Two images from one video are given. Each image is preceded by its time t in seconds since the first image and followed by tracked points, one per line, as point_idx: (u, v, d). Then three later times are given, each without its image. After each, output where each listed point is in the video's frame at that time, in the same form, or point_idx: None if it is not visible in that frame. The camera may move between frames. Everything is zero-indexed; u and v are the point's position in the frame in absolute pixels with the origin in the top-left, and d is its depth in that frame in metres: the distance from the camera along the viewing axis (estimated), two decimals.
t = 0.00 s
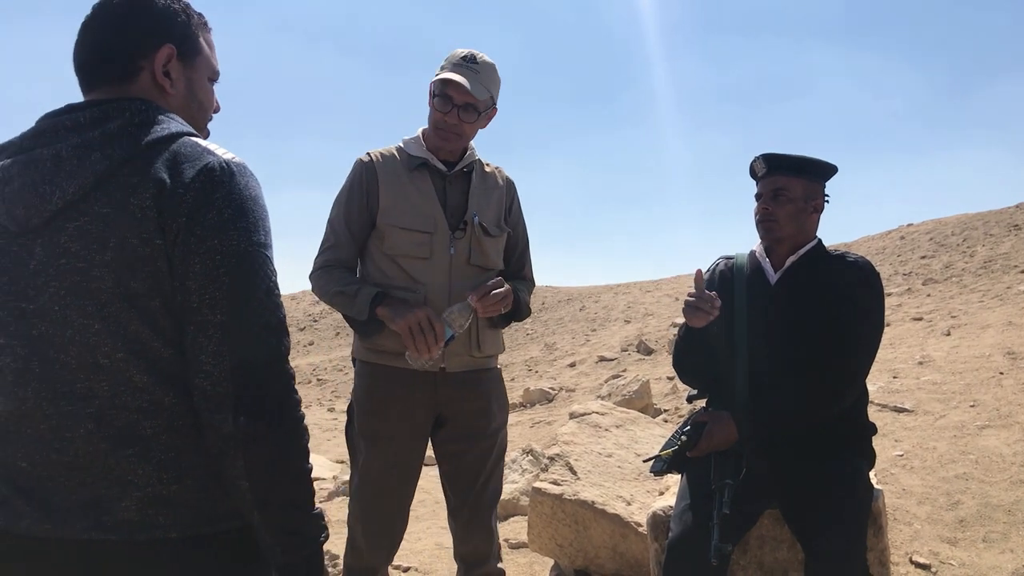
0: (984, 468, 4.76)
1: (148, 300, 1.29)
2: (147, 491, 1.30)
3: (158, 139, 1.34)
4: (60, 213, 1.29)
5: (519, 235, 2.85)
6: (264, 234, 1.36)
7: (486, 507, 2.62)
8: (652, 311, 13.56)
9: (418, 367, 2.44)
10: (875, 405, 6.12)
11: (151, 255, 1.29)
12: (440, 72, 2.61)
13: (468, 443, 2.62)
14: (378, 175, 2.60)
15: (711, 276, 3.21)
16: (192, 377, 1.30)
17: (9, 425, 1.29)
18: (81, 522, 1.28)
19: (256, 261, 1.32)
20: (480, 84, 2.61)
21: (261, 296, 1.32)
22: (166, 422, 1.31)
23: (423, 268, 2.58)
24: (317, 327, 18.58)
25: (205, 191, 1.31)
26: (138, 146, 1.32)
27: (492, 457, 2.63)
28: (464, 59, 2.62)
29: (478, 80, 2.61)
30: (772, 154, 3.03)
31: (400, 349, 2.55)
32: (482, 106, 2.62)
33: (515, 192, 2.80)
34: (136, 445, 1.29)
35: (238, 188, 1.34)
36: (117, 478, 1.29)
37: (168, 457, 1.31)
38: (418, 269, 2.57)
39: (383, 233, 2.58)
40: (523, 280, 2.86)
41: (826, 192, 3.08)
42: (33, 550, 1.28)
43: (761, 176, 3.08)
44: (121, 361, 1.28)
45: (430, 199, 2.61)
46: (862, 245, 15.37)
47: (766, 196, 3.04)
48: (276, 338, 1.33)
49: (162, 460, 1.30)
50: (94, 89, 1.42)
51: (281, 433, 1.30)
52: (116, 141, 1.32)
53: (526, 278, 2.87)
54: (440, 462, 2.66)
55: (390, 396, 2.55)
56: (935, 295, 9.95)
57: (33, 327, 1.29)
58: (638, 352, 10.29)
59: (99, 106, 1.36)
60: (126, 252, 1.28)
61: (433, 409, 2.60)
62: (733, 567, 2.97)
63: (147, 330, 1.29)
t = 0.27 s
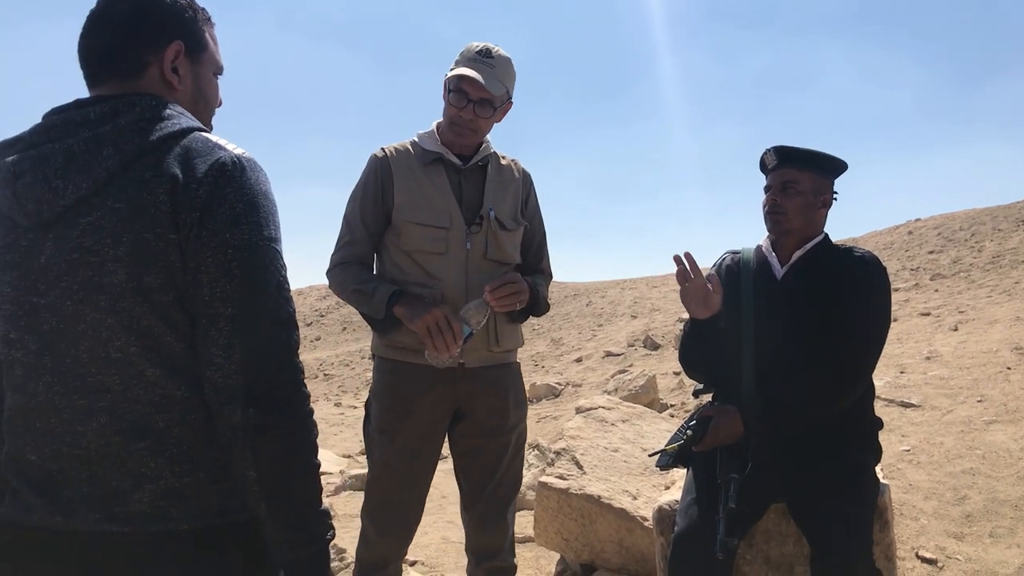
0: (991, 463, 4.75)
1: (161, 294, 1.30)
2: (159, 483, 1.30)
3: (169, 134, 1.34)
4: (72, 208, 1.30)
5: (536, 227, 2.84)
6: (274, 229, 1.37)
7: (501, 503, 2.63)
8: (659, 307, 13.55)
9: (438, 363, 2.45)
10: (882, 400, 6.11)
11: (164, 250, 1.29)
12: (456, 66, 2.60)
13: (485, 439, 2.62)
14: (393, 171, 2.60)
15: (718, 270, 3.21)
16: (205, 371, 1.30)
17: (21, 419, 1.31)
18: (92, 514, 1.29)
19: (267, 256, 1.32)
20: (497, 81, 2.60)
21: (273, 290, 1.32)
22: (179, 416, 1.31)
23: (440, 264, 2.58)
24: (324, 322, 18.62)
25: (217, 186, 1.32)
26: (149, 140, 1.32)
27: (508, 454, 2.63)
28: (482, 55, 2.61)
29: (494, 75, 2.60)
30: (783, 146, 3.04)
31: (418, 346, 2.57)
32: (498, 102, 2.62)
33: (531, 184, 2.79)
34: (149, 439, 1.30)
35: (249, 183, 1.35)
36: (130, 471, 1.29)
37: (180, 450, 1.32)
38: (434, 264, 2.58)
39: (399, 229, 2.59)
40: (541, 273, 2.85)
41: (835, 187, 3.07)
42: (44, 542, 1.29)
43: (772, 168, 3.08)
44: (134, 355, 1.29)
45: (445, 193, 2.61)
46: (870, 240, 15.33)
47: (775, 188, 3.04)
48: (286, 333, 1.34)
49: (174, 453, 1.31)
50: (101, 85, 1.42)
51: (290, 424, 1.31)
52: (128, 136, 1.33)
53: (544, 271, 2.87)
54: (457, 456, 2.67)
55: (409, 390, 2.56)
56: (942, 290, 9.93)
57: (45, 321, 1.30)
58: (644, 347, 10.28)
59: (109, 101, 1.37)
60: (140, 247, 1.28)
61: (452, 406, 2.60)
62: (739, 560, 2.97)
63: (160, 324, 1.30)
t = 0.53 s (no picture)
0: (995, 457, 4.75)
1: (169, 289, 1.30)
2: (167, 477, 1.31)
3: (176, 129, 1.34)
4: (79, 203, 1.30)
5: (550, 218, 2.84)
6: (281, 224, 1.38)
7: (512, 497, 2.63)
8: (662, 301, 13.55)
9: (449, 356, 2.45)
10: (886, 394, 6.11)
11: (172, 245, 1.30)
12: (466, 45, 2.61)
13: (497, 435, 2.63)
14: (402, 164, 2.61)
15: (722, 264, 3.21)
16: (213, 365, 1.31)
17: (25, 413, 1.33)
18: (99, 506, 1.30)
19: (274, 251, 1.33)
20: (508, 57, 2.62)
21: (281, 285, 1.33)
22: (186, 410, 1.32)
23: (450, 255, 2.59)
24: (327, 316, 18.64)
25: (225, 182, 1.32)
26: (156, 135, 1.33)
27: (521, 449, 2.63)
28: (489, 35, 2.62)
29: (504, 53, 2.61)
30: (786, 140, 3.04)
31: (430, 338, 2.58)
32: (510, 79, 2.63)
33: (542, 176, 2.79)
34: (156, 433, 1.31)
35: (256, 179, 1.36)
36: (137, 464, 1.30)
37: (188, 444, 1.32)
38: (445, 256, 2.59)
39: (409, 222, 2.60)
40: (555, 266, 2.84)
41: (839, 180, 3.07)
42: (51, 535, 1.31)
43: (776, 161, 3.08)
44: (142, 350, 1.30)
45: (454, 184, 2.61)
46: (874, 234, 15.31)
47: (780, 182, 3.04)
48: (295, 327, 1.34)
49: (182, 448, 1.32)
50: (105, 78, 1.43)
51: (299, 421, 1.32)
52: (135, 131, 1.33)
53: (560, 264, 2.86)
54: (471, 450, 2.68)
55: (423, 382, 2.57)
56: (947, 284, 9.91)
57: (51, 316, 1.30)
58: (648, 341, 10.28)
59: (115, 96, 1.37)
60: (148, 242, 1.29)
61: (466, 399, 2.61)
62: (743, 553, 2.97)
63: (167, 320, 1.30)
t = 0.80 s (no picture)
0: (998, 451, 4.75)
1: (173, 287, 1.31)
2: (172, 474, 1.32)
3: (180, 126, 1.34)
4: (83, 201, 1.30)
5: (560, 215, 2.83)
6: (285, 221, 1.38)
7: (519, 494, 2.65)
8: (665, 297, 13.56)
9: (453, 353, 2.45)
10: (889, 389, 6.11)
11: (176, 243, 1.30)
12: (469, 46, 2.62)
13: (505, 433, 2.64)
14: (408, 161, 2.63)
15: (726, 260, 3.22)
16: (220, 362, 1.31)
17: (28, 410, 1.34)
18: (102, 503, 1.30)
19: (279, 249, 1.34)
20: (510, 58, 2.62)
21: (286, 283, 1.34)
22: (191, 407, 1.33)
23: (456, 252, 2.59)
24: (330, 314, 18.66)
25: (229, 180, 1.33)
26: (160, 132, 1.33)
27: (529, 447, 2.64)
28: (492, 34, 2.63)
29: (506, 52, 2.61)
30: (788, 135, 3.04)
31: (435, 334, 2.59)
32: (512, 79, 2.62)
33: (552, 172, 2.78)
34: (160, 430, 1.31)
35: (260, 176, 1.36)
36: (141, 461, 1.31)
37: (192, 441, 1.33)
38: (450, 253, 2.59)
39: (414, 219, 2.61)
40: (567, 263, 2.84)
41: (842, 175, 3.07)
42: (56, 532, 1.32)
43: (778, 158, 3.08)
44: (147, 347, 1.30)
45: (460, 181, 2.62)
46: (877, 229, 15.30)
47: (782, 178, 3.04)
48: (300, 325, 1.35)
49: (187, 444, 1.33)
50: (105, 76, 1.43)
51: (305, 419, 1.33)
52: (139, 128, 1.33)
53: (572, 262, 2.85)
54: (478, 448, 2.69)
55: (431, 382, 2.58)
56: (950, 279, 9.91)
57: (54, 314, 1.31)
58: (651, 337, 10.28)
59: (118, 93, 1.37)
60: (152, 240, 1.29)
61: (474, 398, 2.62)
62: (746, 549, 2.97)
63: (172, 317, 1.31)
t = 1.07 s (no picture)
0: (1004, 450, 4.75)
1: (178, 288, 1.32)
2: (177, 475, 1.33)
3: (185, 129, 1.36)
4: (88, 203, 1.32)
5: (565, 215, 2.84)
6: (289, 224, 1.40)
7: (523, 495, 2.66)
8: (670, 296, 13.56)
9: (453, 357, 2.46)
10: (894, 388, 6.11)
11: (181, 244, 1.31)
12: (474, 50, 2.63)
13: (507, 433, 2.65)
14: (414, 161, 2.64)
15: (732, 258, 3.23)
16: (224, 367, 1.34)
17: (36, 412, 1.36)
18: (110, 505, 1.31)
19: (280, 251, 1.36)
20: (514, 62, 2.62)
21: (288, 285, 1.36)
22: (195, 408, 1.34)
23: (459, 252, 2.61)
24: (336, 315, 18.68)
25: (232, 182, 1.34)
26: (164, 134, 1.34)
27: (533, 448, 2.65)
28: (499, 38, 2.63)
29: (511, 57, 2.61)
30: (793, 135, 3.05)
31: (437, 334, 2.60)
32: (516, 84, 2.63)
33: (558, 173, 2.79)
34: (167, 432, 1.33)
35: (263, 179, 1.38)
36: (147, 463, 1.32)
37: (199, 442, 1.34)
38: (454, 253, 2.61)
39: (419, 218, 2.62)
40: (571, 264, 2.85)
41: (847, 174, 3.08)
42: (65, 532, 1.34)
43: (784, 157, 3.09)
44: (152, 348, 1.31)
45: (465, 182, 2.63)
46: (882, 228, 15.28)
47: (788, 177, 3.05)
48: (302, 328, 1.37)
49: (194, 445, 1.34)
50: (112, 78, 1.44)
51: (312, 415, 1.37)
52: (144, 131, 1.34)
53: (577, 262, 2.86)
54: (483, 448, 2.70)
55: (434, 383, 2.59)
56: (955, 277, 9.90)
57: (61, 316, 1.33)
58: (656, 337, 10.28)
59: (124, 96, 1.39)
60: (156, 241, 1.30)
61: (477, 398, 2.64)
62: (752, 547, 2.99)
63: (177, 318, 1.33)
